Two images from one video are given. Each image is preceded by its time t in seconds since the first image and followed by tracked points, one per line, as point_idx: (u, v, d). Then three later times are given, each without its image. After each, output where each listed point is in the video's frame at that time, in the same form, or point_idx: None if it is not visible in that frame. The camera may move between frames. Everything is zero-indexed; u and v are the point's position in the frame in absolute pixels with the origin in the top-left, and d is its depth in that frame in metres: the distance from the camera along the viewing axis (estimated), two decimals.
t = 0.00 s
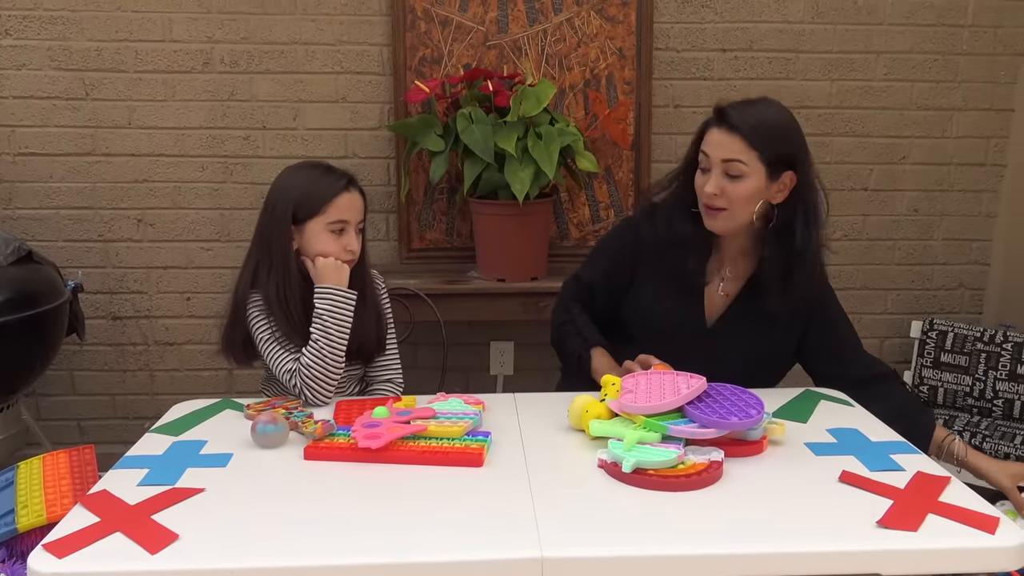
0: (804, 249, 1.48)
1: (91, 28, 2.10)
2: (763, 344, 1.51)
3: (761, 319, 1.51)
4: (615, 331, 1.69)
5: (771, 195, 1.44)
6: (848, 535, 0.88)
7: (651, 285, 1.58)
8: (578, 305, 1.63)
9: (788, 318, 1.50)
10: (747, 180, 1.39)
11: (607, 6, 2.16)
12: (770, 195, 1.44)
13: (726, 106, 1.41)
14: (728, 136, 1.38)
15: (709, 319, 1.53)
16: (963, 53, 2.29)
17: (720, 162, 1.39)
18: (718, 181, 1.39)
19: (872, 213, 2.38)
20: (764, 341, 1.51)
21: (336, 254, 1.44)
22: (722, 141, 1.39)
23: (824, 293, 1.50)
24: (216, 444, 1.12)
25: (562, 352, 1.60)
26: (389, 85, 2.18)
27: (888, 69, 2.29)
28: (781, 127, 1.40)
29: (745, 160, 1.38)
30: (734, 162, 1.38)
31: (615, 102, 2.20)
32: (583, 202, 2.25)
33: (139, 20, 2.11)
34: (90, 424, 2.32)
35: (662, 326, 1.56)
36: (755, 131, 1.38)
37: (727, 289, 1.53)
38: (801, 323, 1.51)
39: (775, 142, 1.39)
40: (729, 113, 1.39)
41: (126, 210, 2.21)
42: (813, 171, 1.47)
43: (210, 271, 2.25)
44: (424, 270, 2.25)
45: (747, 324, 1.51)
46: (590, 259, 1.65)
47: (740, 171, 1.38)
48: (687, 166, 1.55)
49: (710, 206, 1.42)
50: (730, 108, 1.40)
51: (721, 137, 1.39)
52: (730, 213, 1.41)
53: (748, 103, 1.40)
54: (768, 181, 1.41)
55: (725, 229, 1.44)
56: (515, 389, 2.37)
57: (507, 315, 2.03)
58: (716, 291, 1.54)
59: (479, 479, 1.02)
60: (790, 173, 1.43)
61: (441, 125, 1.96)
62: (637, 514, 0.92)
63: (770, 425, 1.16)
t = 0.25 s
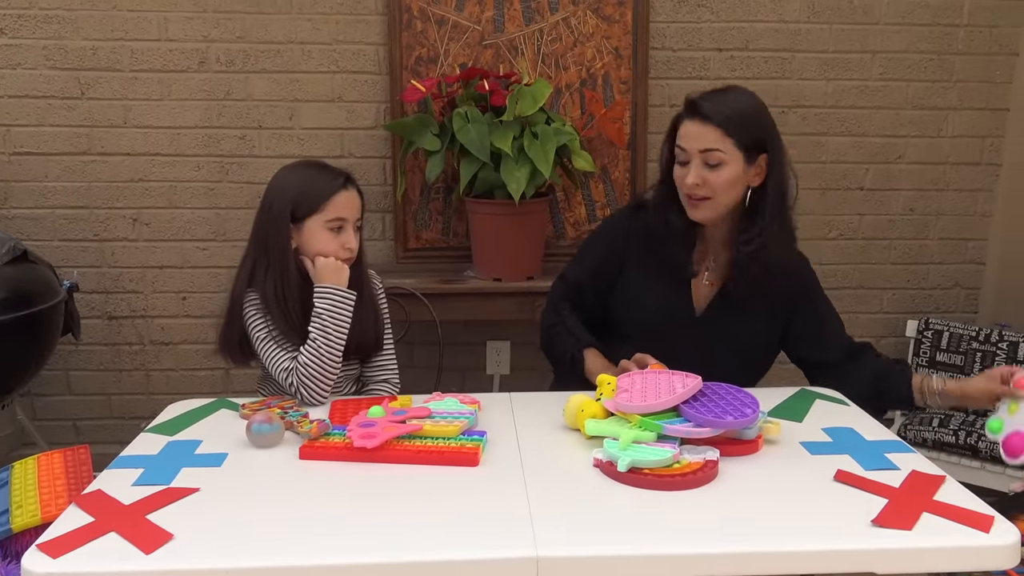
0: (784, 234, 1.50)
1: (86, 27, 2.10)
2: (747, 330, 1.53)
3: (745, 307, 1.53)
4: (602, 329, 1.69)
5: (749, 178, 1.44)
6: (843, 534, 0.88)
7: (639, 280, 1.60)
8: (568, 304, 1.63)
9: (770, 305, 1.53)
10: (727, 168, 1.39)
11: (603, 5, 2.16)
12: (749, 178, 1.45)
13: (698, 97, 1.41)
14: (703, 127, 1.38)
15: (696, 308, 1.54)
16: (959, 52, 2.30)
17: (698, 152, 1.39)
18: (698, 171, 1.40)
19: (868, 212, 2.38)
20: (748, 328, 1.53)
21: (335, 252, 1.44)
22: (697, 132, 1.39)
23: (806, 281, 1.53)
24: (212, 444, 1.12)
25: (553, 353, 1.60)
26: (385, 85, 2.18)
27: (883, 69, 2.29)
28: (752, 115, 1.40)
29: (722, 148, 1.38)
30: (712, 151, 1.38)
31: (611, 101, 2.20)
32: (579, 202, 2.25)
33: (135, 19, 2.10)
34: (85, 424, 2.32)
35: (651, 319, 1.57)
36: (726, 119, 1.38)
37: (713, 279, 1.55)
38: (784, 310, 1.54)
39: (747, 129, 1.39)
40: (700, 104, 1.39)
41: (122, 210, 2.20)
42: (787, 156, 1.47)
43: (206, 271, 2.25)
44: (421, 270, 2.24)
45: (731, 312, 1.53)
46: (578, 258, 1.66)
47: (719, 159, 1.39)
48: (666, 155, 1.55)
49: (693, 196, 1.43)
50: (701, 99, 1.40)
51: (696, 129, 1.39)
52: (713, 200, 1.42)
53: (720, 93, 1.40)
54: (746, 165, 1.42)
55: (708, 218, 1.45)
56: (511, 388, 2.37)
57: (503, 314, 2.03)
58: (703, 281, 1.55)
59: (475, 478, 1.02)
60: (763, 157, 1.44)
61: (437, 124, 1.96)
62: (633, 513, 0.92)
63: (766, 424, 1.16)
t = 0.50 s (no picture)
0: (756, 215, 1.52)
1: (83, 28, 2.10)
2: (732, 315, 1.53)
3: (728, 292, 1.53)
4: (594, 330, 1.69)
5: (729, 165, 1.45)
6: (840, 534, 0.88)
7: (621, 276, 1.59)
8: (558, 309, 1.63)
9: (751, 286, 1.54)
10: (714, 163, 1.39)
11: (600, 6, 2.16)
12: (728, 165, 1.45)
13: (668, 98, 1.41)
14: (684, 128, 1.37)
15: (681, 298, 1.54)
16: (955, 52, 2.30)
17: (685, 153, 1.38)
18: (689, 172, 1.38)
19: (865, 212, 2.39)
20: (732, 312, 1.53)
21: (333, 248, 1.44)
22: (680, 134, 1.38)
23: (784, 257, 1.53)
24: (209, 445, 1.12)
25: (549, 360, 1.60)
26: (383, 85, 2.18)
27: (880, 69, 2.30)
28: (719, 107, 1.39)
29: (707, 145, 1.37)
30: (698, 150, 1.37)
31: (608, 101, 2.20)
32: (576, 202, 2.26)
33: (131, 19, 2.10)
34: (83, 425, 2.31)
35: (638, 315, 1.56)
36: (699, 116, 1.38)
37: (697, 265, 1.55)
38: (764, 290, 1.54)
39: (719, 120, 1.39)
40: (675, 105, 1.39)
41: (119, 211, 2.20)
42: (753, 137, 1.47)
43: (203, 271, 2.25)
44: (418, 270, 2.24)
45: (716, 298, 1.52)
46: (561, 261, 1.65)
47: (707, 157, 1.38)
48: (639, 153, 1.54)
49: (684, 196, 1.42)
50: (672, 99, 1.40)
51: (676, 132, 1.38)
52: (704, 196, 1.42)
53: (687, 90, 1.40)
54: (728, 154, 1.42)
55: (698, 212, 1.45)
56: (509, 388, 2.37)
57: (501, 315, 2.03)
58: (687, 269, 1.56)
59: (472, 479, 1.02)
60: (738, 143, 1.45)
61: (434, 124, 1.96)
62: (630, 513, 0.93)
63: (763, 424, 1.17)
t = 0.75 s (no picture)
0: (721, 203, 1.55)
1: (82, 28, 2.09)
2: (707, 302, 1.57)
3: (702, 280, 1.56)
4: (581, 328, 1.72)
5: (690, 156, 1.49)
6: (842, 532, 0.88)
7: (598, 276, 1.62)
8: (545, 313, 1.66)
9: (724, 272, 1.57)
10: (679, 158, 1.44)
11: (600, 5, 2.16)
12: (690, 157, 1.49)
13: (630, 100, 1.45)
14: (649, 129, 1.41)
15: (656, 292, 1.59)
16: (955, 51, 2.30)
17: (652, 153, 1.41)
18: (656, 172, 1.42)
19: (865, 211, 2.39)
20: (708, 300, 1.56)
21: (331, 246, 1.45)
22: (647, 135, 1.41)
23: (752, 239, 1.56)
24: (211, 445, 1.12)
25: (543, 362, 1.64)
26: (382, 85, 2.18)
27: (879, 67, 2.30)
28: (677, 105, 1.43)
29: (671, 143, 1.42)
30: (663, 150, 1.42)
31: (608, 100, 2.20)
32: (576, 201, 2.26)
33: (131, 19, 2.10)
34: (83, 425, 2.31)
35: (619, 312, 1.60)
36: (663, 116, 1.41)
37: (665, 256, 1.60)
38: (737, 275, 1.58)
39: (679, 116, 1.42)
40: (638, 108, 1.42)
41: (119, 211, 2.20)
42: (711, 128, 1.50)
43: (203, 271, 2.25)
44: (419, 270, 2.25)
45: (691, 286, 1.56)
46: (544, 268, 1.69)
47: (672, 154, 1.43)
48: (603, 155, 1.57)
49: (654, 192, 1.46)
50: (634, 100, 1.44)
51: (641, 133, 1.42)
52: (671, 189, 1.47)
53: (648, 89, 1.44)
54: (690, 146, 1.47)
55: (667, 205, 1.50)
56: (509, 388, 2.37)
57: (501, 314, 2.03)
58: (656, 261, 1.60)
59: (474, 478, 1.02)
60: (699, 134, 1.50)
61: (434, 124, 1.96)
62: (631, 512, 0.93)
63: (764, 422, 1.17)
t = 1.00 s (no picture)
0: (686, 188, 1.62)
1: (83, 26, 2.09)
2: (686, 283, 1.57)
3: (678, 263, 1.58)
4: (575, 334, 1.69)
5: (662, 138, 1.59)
6: (846, 531, 0.88)
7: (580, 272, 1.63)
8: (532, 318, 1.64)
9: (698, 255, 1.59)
10: (650, 120, 1.54)
11: (601, 3, 2.16)
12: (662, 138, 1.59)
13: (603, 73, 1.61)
14: (621, 87, 1.56)
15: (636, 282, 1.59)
16: (957, 50, 2.30)
17: (624, 108, 1.53)
18: (628, 126, 1.52)
19: (866, 210, 2.39)
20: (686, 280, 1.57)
21: (330, 245, 1.44)
22: (617, 93, 1.55)
23: (721, 220, 1.60)
24: (213, 443, 1.12)
25: (535, 368, 1.61)
26: (383, 83, 2.18)
27: (881, 66, 2.30)
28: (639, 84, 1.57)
29: (641, 102, 1.54)
30: (633, 106, 1.53)
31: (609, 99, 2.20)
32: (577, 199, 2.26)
33: (132, 17, 2.10)
34: (84, 423, 2.31)
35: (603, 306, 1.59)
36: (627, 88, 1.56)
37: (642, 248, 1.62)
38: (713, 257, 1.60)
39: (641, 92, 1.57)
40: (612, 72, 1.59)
41: (120, 209, 2.20)
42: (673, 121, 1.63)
43: (204, 270, 2.25)
44: (420, 268, 2.24)
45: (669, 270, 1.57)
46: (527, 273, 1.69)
47: (643, 113, 1.54)
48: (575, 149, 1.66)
49: (626, 150, 1.52)
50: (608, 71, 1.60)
51: (614, 91, 1.56)
52: (646, 151, 1.53)
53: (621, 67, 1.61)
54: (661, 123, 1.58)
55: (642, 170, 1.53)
56: (511, 387, 2.37)
57: (502, 312, 2.03)
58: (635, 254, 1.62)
59: (477, 476, 1.02)
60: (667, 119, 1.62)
61: (435, 122, 1.96)
62: (634, 510, 0.93)
63: (767, 420, 1.17)
